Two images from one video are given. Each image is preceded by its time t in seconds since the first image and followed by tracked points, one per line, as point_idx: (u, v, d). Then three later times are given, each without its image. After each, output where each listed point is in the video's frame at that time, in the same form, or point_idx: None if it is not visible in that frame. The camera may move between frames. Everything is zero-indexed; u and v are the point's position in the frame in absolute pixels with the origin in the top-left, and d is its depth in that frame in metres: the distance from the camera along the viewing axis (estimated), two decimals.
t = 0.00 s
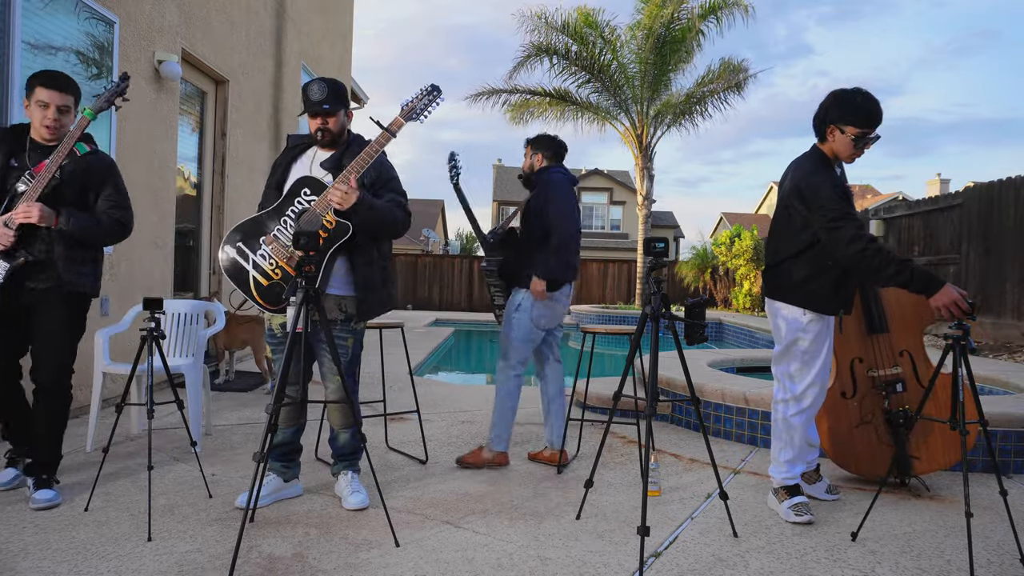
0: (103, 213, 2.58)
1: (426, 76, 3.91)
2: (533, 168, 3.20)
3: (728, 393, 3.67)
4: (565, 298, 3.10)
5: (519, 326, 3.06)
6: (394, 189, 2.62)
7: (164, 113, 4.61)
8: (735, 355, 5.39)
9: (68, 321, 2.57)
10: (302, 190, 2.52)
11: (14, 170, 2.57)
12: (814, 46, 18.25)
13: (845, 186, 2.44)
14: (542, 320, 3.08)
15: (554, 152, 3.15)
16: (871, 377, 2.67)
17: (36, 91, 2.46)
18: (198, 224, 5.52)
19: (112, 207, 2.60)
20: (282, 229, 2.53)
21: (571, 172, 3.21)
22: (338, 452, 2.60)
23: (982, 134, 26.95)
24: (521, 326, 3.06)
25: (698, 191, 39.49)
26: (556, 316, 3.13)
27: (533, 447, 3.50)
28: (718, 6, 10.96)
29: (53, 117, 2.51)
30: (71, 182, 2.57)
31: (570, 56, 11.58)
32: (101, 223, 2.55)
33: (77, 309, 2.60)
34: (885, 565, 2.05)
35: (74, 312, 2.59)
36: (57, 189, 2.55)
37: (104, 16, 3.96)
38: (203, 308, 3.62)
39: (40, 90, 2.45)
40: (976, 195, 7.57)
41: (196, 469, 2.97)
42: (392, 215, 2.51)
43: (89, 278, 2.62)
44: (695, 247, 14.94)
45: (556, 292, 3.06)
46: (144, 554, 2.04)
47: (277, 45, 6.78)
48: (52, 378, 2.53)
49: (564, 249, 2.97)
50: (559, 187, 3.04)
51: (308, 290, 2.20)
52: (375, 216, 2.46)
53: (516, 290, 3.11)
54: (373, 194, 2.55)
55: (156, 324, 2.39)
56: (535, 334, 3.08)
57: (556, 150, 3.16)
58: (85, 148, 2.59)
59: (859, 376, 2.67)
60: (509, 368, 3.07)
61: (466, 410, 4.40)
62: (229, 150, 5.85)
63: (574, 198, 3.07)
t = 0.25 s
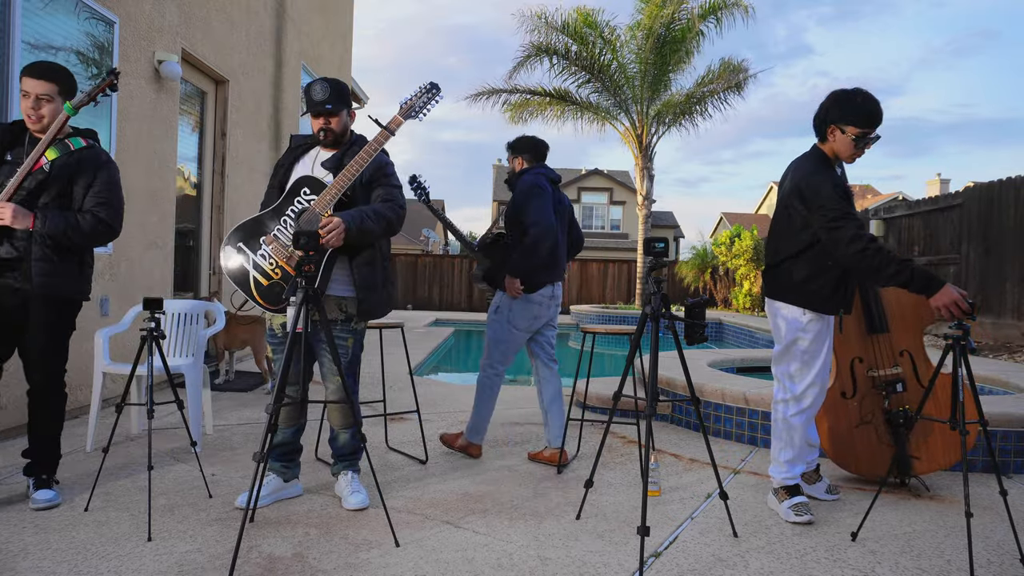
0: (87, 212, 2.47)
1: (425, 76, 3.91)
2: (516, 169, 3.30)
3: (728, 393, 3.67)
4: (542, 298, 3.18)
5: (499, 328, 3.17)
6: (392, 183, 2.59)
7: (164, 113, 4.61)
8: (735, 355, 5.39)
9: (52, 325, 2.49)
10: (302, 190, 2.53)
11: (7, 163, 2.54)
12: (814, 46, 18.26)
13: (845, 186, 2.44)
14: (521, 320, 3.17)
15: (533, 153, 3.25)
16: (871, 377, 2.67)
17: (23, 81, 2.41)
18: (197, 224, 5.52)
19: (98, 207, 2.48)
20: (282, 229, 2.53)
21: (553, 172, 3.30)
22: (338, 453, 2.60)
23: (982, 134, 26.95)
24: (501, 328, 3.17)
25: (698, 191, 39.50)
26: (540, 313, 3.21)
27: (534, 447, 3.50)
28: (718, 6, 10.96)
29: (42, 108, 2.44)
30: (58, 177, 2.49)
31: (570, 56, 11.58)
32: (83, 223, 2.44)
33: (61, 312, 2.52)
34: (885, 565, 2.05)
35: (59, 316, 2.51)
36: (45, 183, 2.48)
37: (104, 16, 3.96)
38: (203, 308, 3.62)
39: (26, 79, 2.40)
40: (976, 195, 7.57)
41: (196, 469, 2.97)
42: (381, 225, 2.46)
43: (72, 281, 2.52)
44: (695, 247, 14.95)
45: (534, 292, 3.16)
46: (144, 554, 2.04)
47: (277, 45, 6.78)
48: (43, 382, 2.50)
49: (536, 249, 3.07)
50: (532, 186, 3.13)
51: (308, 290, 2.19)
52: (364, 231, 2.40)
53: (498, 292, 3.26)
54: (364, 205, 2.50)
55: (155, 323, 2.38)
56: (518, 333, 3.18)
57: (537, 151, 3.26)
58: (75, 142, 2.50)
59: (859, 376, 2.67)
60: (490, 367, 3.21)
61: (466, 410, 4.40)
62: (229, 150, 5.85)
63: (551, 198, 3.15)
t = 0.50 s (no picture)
0: (73, 215, 2.42)
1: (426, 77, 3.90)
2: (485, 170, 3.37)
3: (728, 394, 3.67)
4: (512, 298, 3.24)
5: (471, 328, 3.27)
6: (389, 181, 2.56)
7: (164, 113, 4.61)
8: (735, 355, 5.39)
9: (42, 327, 2.46)
10: (302, 190, 2.54)
11: None
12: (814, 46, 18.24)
13: (845, 186, 2.44)
14: (495, 320, 3.24)
15: (499, 154, 3.32)
16: (871, 377, 2.67)
17: None
18: (197, 224, 5.52)
19: (83, 210, 2.43)
20: (281, 229, 2.52)
21: (524, 172, 3.35)
22: (338, 453, 2.60)
23: (982, 134, 26.95)
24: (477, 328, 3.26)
25: (699, 191, 39.50)
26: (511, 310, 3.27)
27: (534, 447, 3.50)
28: (718, 6, 10.96)
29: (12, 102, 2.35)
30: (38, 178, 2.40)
31: (570, 56, 11.58)
32: (71, 230, 2.38)
33: (50, 313, 2.48)
34: (885, 565, 2.05)
35: (47, 317, 2.48)
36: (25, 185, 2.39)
37: (104, 16, 3.96)
38: (203, 308, 3.62)
39: None
40: (976, 196, 7.56)
41: (196, 469, 2.97)
42: (374, 221, 2.40)
43: (65, 285, 2.47)
44: (695, 247, 14.95)
45: (505, 291, 3.23)
46: (144, 554, 2.04)
47: (277, 45, 6.78)
48: (36, 386, 2.49)
49: (496, 252, 3.16)
50: (494, 189, 3.20)
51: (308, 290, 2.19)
52: (357, 229, 2.34)
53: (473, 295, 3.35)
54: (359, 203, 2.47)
55: (155, 324, 2.38)
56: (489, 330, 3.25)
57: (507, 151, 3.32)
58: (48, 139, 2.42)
59: (859, 376, 2.67)
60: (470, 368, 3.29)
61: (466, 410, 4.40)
62: (229, 150, 5.85)
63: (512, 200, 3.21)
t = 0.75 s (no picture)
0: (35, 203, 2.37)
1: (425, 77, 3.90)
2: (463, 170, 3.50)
3: (728, 393, 3.67)
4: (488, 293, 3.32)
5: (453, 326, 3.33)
6: (388, 181, 2.56)
7: (164, 113, 4.61)
8: (735, 355, 5.39)
9: (11, 321, 2.40)
10: (301, 190, 2.54)
11: None
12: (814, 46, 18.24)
13: (845, 186, 2.44)
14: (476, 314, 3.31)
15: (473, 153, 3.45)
16: (870, 377, 2.67)
17: None
18: (197, 224, 5.52)
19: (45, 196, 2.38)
20: (281, 229, 2.53)
21: (498, 170, 3.45)
22: (338, 453, 2.60)
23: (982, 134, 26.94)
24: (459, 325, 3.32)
25: (699, 191, 39.51)
26: (488, 308, 3.35)
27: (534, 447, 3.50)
28: (718, 6, 10.96)
29: None
30: None
31: (570, 56, 11.57)
32: (34, 216, 2.33)
33: (16, 307, 2.42)
34: (885, 565, 2.05)
35: (14, 311, 2.41)
36: None
37: (104, 16, 3.96)
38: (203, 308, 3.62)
39: None
40: (976, 196, 7.56)
41: (196, 469, 2.97)
42: (373, 221, 2.40)
43: (28, 275, 2.41)
44: (695, 247, 14.95)
45: (477, 288, 3.30)
46: (144, 554, 2.04)
47: (277, 45, 6.78)
48: (22, 388, 2.44)
49: (456, 246, 3.26)
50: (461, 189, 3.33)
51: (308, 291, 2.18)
52: (356, 229, 2.34)
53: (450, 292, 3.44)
54: (358, 202, 2.47)
55: (155, 324, 2.38)
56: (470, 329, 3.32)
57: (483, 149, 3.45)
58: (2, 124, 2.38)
59: (859, 376, 2.67)
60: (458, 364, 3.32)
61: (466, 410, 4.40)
62: (229, 150, 5.85)
63: (475, 196, 3.32)
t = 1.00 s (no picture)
0: None
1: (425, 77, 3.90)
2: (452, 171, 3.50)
3: (728, 393, 3.67)
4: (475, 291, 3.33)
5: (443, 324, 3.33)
6: (387, 180, 2.56)
7: (164, 113, 4.61)
8: (735, 355, 5.39)
9: None
10: (300, 190, 2.54)
11: None
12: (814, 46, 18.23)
13: (844, 186, 2.44)
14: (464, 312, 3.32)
15: (463, 154, 3.46)
16: (870, 377, 2.67)
17: None
18: (197, 224, 5.52)
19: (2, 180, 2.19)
20: (280, 229, 2.53)
21: (485, 172, 3.45)
22: (338, 452, 2.60)
23: (982, 134, 26.94)
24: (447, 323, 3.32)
25: (699, 191, 39.54)
26: (474, 308, 3.35)
27: (534, 447, 3.50)
28: (718, 6, 10.96)
29: None
30: None
31: (570, 56, 11.57)
32: None
33: None
34: (885, 565, 2.05)
35: None
36: None
37: (104, 16, 3.96)
38: (203, 308, 3.62)
39: None
40: (976, 196, 7.56)
41: (196, 469, 2.97)
42: (372, 220, 2.40)
43: None
44: (695, 247, 14.95)
45: (463, 287, 3.31)
46: (144, 554, 2.04)
47: (276, 45, 6.78)
48: None
49: (438, 247, 3.23)
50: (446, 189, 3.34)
51: (308, 290, 2.18)
52: (355, 228, 2.34)
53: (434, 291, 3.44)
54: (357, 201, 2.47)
55: (155, 323, 2.37)
56: (457, 330, 3.32)
57: (472, 151, 3.46)
58: None
59: (860, 376, 2.67)
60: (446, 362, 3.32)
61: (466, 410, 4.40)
62: (229, 150, 5.85)
63: (458, 196, 3.32)
